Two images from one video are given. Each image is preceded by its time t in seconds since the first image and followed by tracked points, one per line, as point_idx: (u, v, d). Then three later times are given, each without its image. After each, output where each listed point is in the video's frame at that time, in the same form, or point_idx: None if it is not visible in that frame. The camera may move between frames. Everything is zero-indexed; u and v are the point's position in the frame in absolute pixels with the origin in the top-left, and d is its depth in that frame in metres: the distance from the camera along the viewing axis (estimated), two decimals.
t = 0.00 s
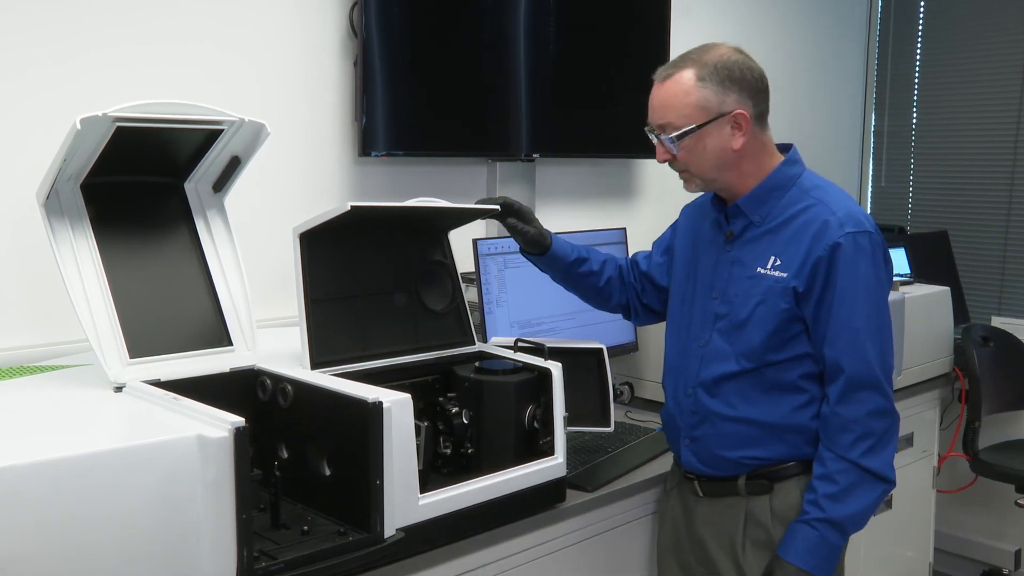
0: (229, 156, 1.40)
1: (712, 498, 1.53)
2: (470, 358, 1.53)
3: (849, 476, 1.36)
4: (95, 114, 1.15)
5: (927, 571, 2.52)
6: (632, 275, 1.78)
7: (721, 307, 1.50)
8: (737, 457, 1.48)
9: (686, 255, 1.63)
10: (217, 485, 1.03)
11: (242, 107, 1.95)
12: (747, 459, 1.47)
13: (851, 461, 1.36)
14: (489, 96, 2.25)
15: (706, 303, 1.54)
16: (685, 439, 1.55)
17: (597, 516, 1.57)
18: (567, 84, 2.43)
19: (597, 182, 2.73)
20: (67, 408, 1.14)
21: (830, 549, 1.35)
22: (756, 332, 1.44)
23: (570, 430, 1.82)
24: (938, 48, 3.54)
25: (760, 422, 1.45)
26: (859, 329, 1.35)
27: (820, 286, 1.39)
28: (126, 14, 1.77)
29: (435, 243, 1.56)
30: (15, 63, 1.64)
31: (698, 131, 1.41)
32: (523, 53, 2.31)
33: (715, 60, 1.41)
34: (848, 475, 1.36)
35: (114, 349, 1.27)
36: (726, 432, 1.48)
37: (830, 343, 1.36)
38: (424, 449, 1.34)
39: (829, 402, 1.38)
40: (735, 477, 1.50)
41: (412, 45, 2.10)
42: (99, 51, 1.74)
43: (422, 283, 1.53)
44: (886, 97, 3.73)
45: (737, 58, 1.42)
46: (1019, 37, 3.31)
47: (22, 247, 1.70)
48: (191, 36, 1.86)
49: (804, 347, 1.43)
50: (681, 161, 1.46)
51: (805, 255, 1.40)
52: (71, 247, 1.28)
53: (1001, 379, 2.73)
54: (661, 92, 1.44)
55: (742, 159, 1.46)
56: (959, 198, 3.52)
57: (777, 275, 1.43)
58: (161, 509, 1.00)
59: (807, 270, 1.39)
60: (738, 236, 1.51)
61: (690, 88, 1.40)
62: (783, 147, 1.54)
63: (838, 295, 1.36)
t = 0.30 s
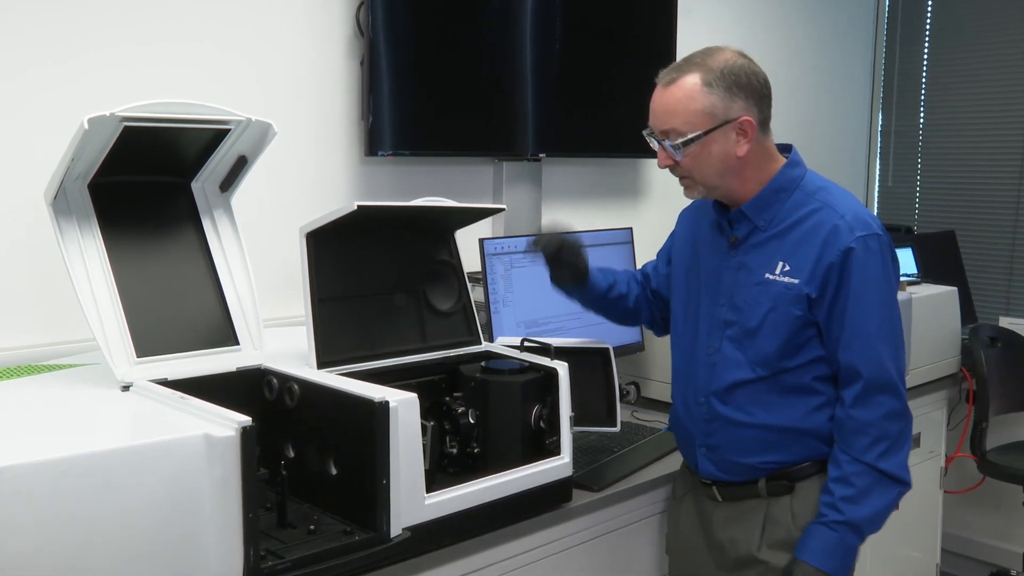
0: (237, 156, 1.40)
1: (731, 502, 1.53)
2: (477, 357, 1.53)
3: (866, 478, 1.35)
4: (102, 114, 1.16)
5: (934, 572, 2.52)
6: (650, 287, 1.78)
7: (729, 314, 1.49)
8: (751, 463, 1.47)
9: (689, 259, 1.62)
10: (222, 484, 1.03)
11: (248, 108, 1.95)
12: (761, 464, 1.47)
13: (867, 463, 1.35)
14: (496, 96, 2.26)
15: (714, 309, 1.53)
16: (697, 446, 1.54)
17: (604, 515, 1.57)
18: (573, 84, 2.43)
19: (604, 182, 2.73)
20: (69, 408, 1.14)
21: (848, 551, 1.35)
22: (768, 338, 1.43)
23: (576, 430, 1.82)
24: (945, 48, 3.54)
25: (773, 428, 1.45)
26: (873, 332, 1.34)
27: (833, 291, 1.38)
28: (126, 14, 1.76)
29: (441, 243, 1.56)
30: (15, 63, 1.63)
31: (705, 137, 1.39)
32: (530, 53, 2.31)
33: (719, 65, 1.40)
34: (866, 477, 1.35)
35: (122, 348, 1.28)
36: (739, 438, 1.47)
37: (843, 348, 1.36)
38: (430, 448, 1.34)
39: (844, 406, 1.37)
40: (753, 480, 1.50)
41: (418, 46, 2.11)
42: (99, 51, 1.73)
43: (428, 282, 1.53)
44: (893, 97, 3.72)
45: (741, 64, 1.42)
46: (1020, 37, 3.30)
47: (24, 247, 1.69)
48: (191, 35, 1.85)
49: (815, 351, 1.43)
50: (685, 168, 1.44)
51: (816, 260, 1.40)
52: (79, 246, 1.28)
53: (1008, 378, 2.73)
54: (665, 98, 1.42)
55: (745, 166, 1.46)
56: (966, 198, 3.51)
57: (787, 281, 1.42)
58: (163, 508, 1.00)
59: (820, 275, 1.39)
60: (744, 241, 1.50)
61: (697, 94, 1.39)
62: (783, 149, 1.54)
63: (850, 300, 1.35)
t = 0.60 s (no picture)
0: (244, 155, 1.40)
1: (744, 508, 1.50)
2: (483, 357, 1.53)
3: (903, 487, 1.32)
4: (110, 114, 1.16)
5: (940, 572, 2.52)
6: (638, 291, 1.67)
7: (749, 318, 1.46)
8: (774, 470, 1.44)
9: (699, 260, 1.58)
10: (229, 484, 1.03)
11: (253, 107, 1.95)
12: (783, 471, 1.44)
13: (904, 472, 1.32)
14: (503, 96, 2.26)
15: (732, 313, 1.49)
16: (714, 452, 1.51)
17: (609, 515, 1.57)
18: (579, 83, 2.43)
19: (610, 182, 2.73)
20: (72, 408, 1.13)
21: (891, 561, 1.32)
22: (793, 344, 1.39)
23: (582, 430, 1.82)
24: (952, 47, 3.52)
25: (795, 435, 1.41)
26: (906, 339, 1.31)
27: (862, 296, 1.34)
28: (126, 13, 1.75)
29: (448, 243, 1.56)
30: (17, 63, 1.63)
31: (728, 141, 1.35)
32: (536, 52, 2.31)
33: (745, 67, 1.36)
34: (902, 486, 1.32)
35: (128, 347, 1.28)
36: (761, 445, 1.44)
37: (874, 354, 1.32)
38: (436, 448, 1.34)
39: (876, 414, 1.34)
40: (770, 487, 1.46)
41: (425, 45, 2.11)
42: (103, 51, 1.73)
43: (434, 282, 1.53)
44: (900, 96, 3.71)
45: (767, 66, 1.37)
46: None
47: (27, 247, 1.69)
48: (191, 35, 1.84)
49: (841, 356, 1.39)
50: (706, 172, 1.40)
51: (845, 263, 1.36)
52: (85, 245, 1.29)
53: (1015, 378, 2.72)
54: (688, 100, 1.37)
55: (768, 171, 1.41)
56: (974, 197, 3.50)
57: (813, 285, 1.39)
58: (170, 507, 1.00)
59: (848, 279, 1.35)
60: (765, 243, 1.45)
61: (722, 96, 1.34)
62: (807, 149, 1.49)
63: (881, 305, 1.31)
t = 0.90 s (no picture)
0: (245, 155, 1.40)
1: (754, 514, 1.50)
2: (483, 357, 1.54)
3: (922, 494, 1.33)
4: (112, 114, 1.16)
5: (942, 572, 2.51)
6: (636, 290, 1.66)
7: (766, 322, 1.45)
8: (788, 476, 1.43)
9: (709, 261, 1.56)
10: (231, 484, 1.03)
11: (255, 108, 1.95)
12: (797, 476, 1.43)
13: (923, 479, 1.33)
14: (505, 96, 2.26)
15: (747, 316, 1.47)
16: (727, 457, 1.49)
17: (610, 516, 1.57)
18: (581, 84, 2.43)
19: (612, 182, 2.73)
20: (73, 408, 1.13)
21: (908, 568, 1.32)
22: (812, 349, 1.38)
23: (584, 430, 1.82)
24: (954, 48, 3.52)
25: (812, 440, 1.40)
26: (927, 345, 1.31)
27: (883, 301, 1.34)
28: (126, 13, 1.75)
29: (450, 243, 1.56)
30: (17, 62, 1.63)
31: (750, 139, 1.34)
32: (538, 53, 2.31)
33: (769, 66, 1.35)
34: (921, 493, 1.33)
35: (130, 347, 1.28)
36: (777, 451, 1.43)
37: (895, 361, 1.32)
38: (437, 448, 1.33)
39: (896, 420, 1.33)
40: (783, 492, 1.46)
41: (426, 45, 2.11)
42: (105, 51, 1.73)
43: (436, 282, 1.54)
44: (902, 96, 3.71)
45: (791, 67, 1.37)
46: None
47: (29, 248, 1.69)
48: (193, 36, 1.84)
49: (859, 361, 1.39)
50: (723, 170, 1.38)
51: (866, 268, 1.35)
52: (87, 244, 1.29)
53: (1017, 378, 2.72)
54: (710, 96, 1.36)
55: (785, 173, 1.41)
56: (976, 198, 3.50)
57: (833, 289, 1.38)
58: (172, 508, 1.00)
59: (870, 284, 1.34)
60: (781, 245, 1.45)
61: (747, 93, 1.33)
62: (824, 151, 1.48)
63: (903, 311, 1.31)
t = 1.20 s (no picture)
0: (248, 155, 1.40)
1: (764, 517, 1.48)
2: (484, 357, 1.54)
3: (934, 488, 1.33)
4: (115, 114, 1.16)
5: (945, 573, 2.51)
6: (636, 293, 1.66)
7: (776, 319, 1.44)
8: (799, 475, 1.42)
9: (715, 259, 1.56)
10: (233, 483, 1.03)
11: (257, 107, 1.95)
12: (809, 476, 1.42)
13: (935, 474, 1.32)
14: (507, 97, 2.26)
15: (755, 314, 1.47)
16: (737, 457, 1.47)
17: (612, 516, 1.57)
18: (584, 84, 2.43)
19: (615, 182, 2.73)
20: (75, 407, 1.13)
21: (921, 565, 1.32)
22: (824, 344, 1.38)
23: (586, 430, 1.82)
24: (956, 48, 3.52)
25: (823, 438, 1.40)
26: (938, 339, 1.31)
27: (894, 295, 1.34)
28: (127, 13, 1.75)
29: (452, 243, 1.56)
30: (17, 62, 1.63)
31: (803, 102, 1.34)
32: (541, 53, 2.31)
33: (809, 43, 1.39)
34: (933, 488, 1.32)
35: (132, 346, 1.28)
36: (788, 450, 1.42)
37: (907, 354, 1.32)
38: (440, 447, 1.32)
39: (908, 414, 1.33)
40: (793, 493, 1.45)
41: (429, 45, 2.11)
42: (106, 50, 1.73)
43: (438, 282, 1.54)
44: (904, 96, 3.71)
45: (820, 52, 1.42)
46: None
47: (31, 248, 1.69)
48: (195, 36, 1.84)
49: (869, 357, 1.39)
50: (768, 136, 1.35)
51: (878, 262, 1.36)
52: (90, 243, 1.29)
53: (1020, 378, 2.71)
54: (763, 58, 1.35)
55: (813, 153, 1.42)
56: (979, 198, 3.50)
57: (844, 284, 1.38)
58: (174, 508, 1.00)
59: (882, 278, 1.34)
60: (790, 241, 1.45)
61: (800, 57, 1.34)
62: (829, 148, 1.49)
63: (915, 304, 1.32)
